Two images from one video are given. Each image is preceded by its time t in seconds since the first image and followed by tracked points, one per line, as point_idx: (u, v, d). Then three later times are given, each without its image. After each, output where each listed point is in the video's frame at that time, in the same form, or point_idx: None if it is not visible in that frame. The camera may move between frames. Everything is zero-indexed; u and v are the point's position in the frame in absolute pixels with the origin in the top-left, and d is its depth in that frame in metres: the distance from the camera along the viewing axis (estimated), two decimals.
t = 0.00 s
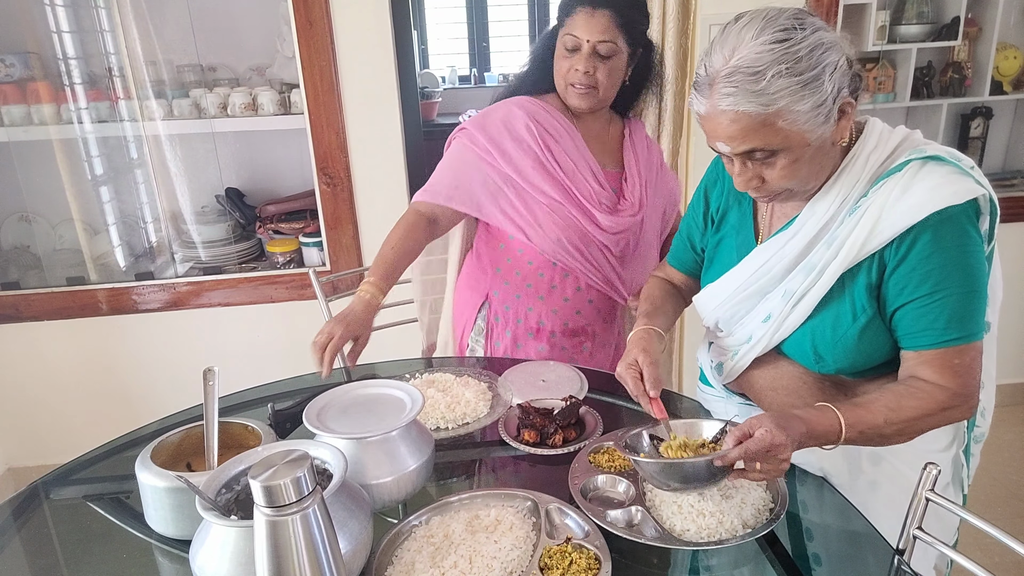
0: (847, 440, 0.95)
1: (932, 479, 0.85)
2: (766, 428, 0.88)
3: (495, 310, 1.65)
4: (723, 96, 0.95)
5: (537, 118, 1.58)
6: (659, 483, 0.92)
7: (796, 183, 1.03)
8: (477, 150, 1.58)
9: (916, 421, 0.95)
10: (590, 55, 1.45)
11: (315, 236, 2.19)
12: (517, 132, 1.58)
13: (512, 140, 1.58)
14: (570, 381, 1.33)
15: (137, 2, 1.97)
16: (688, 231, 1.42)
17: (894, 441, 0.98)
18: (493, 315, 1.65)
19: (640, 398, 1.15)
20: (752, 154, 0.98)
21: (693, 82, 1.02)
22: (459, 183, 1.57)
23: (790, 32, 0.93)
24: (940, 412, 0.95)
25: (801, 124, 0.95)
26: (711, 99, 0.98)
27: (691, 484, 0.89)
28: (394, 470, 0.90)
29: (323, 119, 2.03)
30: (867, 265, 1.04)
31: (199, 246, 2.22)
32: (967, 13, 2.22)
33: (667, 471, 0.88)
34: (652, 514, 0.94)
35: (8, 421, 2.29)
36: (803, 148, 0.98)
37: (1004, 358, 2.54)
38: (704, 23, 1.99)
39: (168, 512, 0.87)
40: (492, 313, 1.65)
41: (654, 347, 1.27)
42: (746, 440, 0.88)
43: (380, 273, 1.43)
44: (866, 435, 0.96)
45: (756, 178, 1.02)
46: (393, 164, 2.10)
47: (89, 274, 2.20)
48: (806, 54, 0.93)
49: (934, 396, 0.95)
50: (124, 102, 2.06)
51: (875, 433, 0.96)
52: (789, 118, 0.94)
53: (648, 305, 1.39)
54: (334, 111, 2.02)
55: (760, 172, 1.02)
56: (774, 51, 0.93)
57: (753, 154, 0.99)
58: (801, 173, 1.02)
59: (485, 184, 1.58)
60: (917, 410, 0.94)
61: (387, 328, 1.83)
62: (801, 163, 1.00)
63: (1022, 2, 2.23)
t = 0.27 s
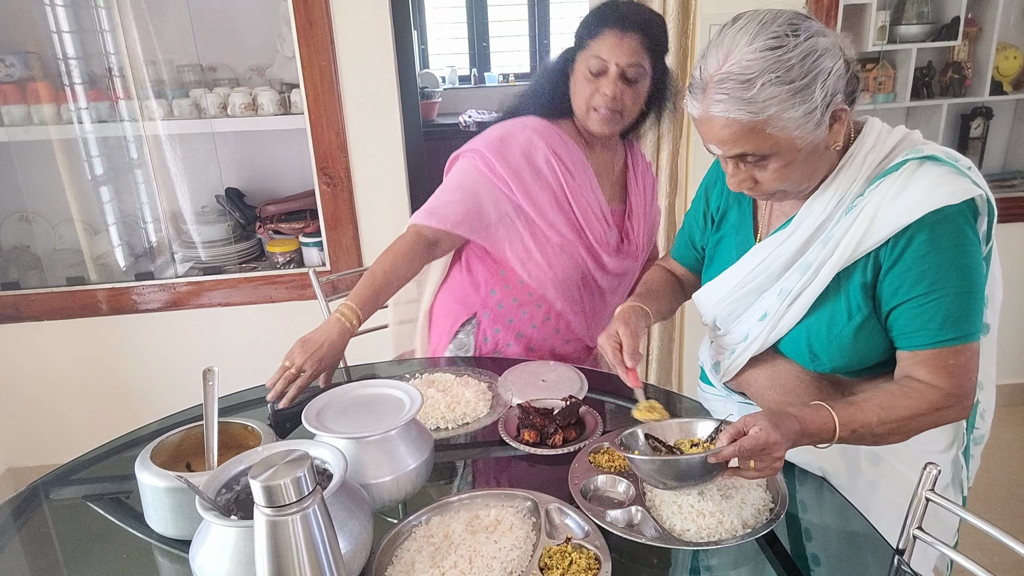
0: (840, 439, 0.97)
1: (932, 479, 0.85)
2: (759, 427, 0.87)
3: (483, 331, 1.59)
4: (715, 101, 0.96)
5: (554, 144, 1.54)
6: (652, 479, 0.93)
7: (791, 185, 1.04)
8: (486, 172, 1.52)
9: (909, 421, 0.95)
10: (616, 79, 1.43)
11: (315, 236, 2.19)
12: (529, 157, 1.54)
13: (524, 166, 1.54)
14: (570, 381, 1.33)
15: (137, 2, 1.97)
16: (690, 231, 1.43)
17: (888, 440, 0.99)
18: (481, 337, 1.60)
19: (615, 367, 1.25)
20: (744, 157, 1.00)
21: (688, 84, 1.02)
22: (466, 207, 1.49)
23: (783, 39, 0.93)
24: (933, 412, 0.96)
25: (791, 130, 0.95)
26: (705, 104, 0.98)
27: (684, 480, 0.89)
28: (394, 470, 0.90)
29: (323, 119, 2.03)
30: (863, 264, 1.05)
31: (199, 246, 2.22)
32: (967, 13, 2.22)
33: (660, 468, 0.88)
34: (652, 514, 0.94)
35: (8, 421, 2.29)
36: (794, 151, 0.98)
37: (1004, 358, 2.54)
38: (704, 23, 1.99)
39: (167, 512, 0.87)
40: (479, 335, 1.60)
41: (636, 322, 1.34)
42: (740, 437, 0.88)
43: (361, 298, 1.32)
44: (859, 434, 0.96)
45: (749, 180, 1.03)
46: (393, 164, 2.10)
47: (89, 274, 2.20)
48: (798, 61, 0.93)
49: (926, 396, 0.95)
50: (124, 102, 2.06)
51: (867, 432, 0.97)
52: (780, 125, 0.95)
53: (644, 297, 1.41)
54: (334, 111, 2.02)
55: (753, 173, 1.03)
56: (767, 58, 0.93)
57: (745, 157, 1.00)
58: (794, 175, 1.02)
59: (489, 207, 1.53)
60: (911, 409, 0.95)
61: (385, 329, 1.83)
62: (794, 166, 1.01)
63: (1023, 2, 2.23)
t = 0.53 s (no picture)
0: (854, 444, 0.95)
1: (932, 480, 0.85)
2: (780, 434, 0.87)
3: (459, 346, 1.64)
4: (711, 103, 0.97)
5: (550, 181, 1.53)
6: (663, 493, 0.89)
7: (787, 185, 1.05)
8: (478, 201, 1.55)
9: (917, 421, 0.95)
10: (625, 127, 1.40)
11: (315, 236, 2.19)
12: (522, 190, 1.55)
13: (516, 199, 1.56)
14: (570, 381, 1.33)
15: (137, 2, 1.97)
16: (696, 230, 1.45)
17: (899, 442, 0.98)
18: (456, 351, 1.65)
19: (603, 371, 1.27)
20: (739, 157, 1.01)
21: (686, 84, 1.03)
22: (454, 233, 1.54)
23: (779, 41, 0.93)
24: (939, 413, 0.95)
25: (786, 132, 0.96)
26: (701, 104, 0.99)
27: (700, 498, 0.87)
28: (394, 470, 0.90)
29: (323, 119, 2.03)
30: (863, 265, 1.05)
31: (199, 246, 2.22)
32: (967, 13, 2.22)
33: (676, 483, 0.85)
34: (652, 514, 0.94)
35: (7, 421, 2.29)
36: (787, 155, 0.99)
37: (1004, 358, 2.54)
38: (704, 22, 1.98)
39: (167, 512, 0.87)
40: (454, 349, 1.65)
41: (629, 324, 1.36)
42: (763, 448, 0.86)
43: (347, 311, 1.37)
44: (870, 438, 0.95)
45: (745, 180, 1.05)
46: (394, 164, 2.10)
47: (89, 274, 2.20)
48: (794, 64, 0.93)
49: (932, 397, 0.95)
50: (123, 102, 2.06)
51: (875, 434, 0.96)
52: (774, 127, 0.95)
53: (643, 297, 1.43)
54: (334, 111, 2.02)
55: (749, 173, 1.04)
56: (762, 60, 0.93)
57: (741, 158, 1.01)
58: (789, 175, 1.03)
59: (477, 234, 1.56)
60: (917, 410, 0.95)
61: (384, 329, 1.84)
62: (789, 168, 1.01)
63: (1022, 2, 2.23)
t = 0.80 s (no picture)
0: (868, 443, 0.95)
1: (932, 480, 0.85)
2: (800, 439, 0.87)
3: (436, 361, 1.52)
4: (710, 100, 0.98)
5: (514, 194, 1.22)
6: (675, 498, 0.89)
7: (785, 183, 1.05)
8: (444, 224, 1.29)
9: (929, 419, 0.95)
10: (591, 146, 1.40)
11: (315, 236, 2.19)
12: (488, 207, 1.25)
13: (482, 218, 1.27)
14: (570, 381, 1.34)
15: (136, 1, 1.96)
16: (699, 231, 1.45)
17: (911, 440, 0.98)
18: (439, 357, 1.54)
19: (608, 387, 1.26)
20: (738, 155, 1.02)
21: (685, 81, 1.03)
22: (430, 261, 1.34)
23: (778, 40, 0.93)
24: (951, 410, 0.96)
25: (783, 131, 0.97)
26: (700, 102, 0.99)
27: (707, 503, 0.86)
28: (394, 470, 0.90)
29: (323, 119, 2.03)
30: (864, 263, 1.05)
31: (199, 246, 2.21)
32: (967, 13, 2.22)
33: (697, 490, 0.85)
34: (652, 513, 0.93)
35: (7, 421, 2.29)
36: (786, 154, 1.00)
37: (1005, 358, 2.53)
38: (704, 22, 1.98)
39: (167, 512, 0.87)
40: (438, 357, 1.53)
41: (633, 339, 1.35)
42: (780, 450, 0.86)
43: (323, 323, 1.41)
44: (885, 437, 0.96)
45: (743, 178, 1.06)
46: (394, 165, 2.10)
47: (89, 274, 2.20)
48: (792, 63, 0.93)
49: (947, 394, 0.95)
50: (124, 102, 2.06)
51: (893, 435, 0.96)
52: (771, 125, 0.96)
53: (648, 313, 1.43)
54: (334, 111, 2.02)
55: (747, 171, 1.05)
56: (761, 58, 0.93)
57: (739, 156, 1.02)
58: (787, 174, 1.04)
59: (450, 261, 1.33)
60: (934, 407, 0.95)
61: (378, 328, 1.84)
62: (786, 168, 1.03)
63: (1022, 3, 2.23)
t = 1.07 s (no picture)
0: (873, 443, 0.95)
1: (932, 480, 0.85)
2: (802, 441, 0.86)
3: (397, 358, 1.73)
4: (710, 98, 0.97)
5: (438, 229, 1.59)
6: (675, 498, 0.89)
7: (784, 181, 1.05)
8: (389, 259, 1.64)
9: (936, 417, 0.95)
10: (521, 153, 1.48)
11: (315, 236, 2.19)
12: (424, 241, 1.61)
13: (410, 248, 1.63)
14: (570, 381, 1.34)
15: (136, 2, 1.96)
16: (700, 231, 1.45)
17: (915, 440, 0.98)
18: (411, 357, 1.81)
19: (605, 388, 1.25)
20: (737, 153, 1.01)
21: (685, 79, 1.03)
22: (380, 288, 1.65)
23: (778, 37, 0.94)
24: (957, 408, 0.95)
25: (783, 129, 0.96)
26: (700, 100, 0.99)
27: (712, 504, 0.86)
28: (394, 470, 0.90)
29: (323, 119, 2.03)
30: (864, 261, 1.05)
31: (199, 246, 2.21)
32: (967, 13, 2.22)
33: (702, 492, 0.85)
34: (652, 514, 0.93)
35: (7, 421, 2.29)
36: (785, 152, 0.99)
37: (1005, 358, 2.53)
38: (705, 22, 1.98)
39: (167, 512, 0.87)
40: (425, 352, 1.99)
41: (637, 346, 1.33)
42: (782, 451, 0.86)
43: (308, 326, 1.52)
44: (889, 437, 0.95)
45: (743, 176, 1.05)
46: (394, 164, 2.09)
47: (89, 274, 2.20)
48: (792, 61, 0.93)
49: (950, 391, 0.95)
50: (124, 102, 2.06)
51: (897, 434, 0.96)
52: (771, 123, 0.96)
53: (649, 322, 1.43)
54: (334, 111, 2.02)
55: (747, 169, 1.04)
56: (761, 56, 0.94)
57: (739, 153, 1.01)
58: (787, 172, 1.03)
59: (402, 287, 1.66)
60: (938, 406, 0.95)
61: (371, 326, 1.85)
62: (786, 165, 1.02)
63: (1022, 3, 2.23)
